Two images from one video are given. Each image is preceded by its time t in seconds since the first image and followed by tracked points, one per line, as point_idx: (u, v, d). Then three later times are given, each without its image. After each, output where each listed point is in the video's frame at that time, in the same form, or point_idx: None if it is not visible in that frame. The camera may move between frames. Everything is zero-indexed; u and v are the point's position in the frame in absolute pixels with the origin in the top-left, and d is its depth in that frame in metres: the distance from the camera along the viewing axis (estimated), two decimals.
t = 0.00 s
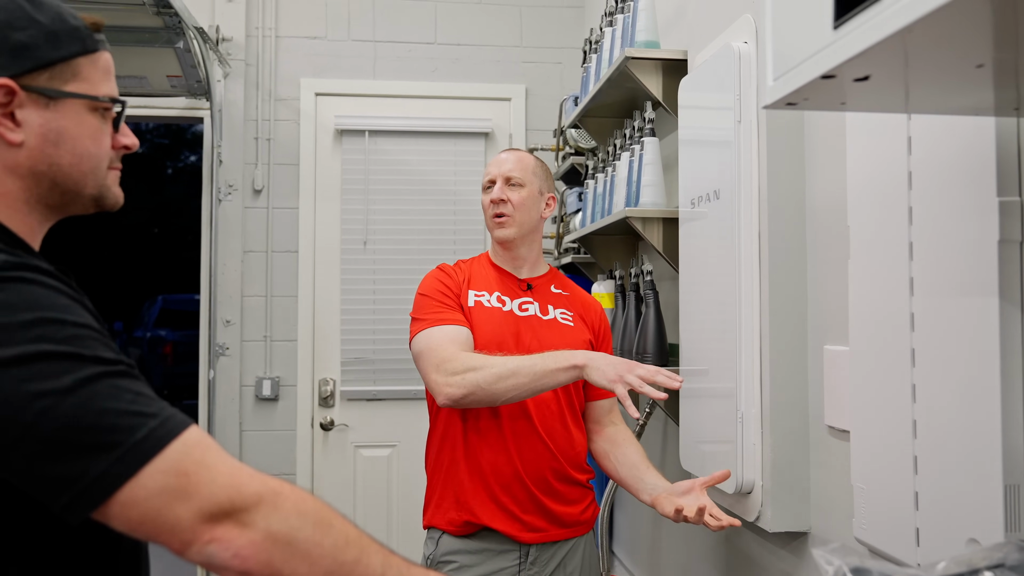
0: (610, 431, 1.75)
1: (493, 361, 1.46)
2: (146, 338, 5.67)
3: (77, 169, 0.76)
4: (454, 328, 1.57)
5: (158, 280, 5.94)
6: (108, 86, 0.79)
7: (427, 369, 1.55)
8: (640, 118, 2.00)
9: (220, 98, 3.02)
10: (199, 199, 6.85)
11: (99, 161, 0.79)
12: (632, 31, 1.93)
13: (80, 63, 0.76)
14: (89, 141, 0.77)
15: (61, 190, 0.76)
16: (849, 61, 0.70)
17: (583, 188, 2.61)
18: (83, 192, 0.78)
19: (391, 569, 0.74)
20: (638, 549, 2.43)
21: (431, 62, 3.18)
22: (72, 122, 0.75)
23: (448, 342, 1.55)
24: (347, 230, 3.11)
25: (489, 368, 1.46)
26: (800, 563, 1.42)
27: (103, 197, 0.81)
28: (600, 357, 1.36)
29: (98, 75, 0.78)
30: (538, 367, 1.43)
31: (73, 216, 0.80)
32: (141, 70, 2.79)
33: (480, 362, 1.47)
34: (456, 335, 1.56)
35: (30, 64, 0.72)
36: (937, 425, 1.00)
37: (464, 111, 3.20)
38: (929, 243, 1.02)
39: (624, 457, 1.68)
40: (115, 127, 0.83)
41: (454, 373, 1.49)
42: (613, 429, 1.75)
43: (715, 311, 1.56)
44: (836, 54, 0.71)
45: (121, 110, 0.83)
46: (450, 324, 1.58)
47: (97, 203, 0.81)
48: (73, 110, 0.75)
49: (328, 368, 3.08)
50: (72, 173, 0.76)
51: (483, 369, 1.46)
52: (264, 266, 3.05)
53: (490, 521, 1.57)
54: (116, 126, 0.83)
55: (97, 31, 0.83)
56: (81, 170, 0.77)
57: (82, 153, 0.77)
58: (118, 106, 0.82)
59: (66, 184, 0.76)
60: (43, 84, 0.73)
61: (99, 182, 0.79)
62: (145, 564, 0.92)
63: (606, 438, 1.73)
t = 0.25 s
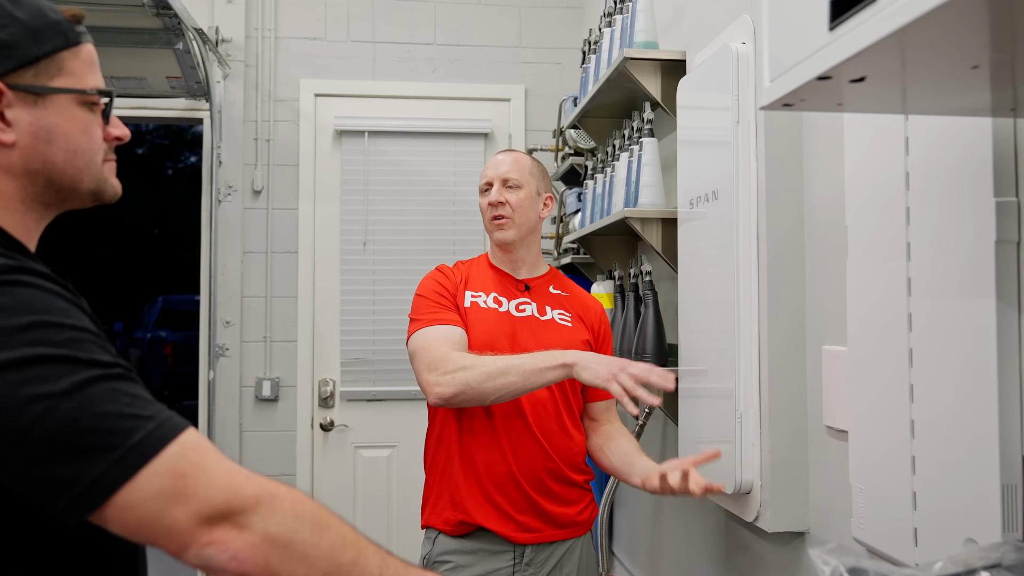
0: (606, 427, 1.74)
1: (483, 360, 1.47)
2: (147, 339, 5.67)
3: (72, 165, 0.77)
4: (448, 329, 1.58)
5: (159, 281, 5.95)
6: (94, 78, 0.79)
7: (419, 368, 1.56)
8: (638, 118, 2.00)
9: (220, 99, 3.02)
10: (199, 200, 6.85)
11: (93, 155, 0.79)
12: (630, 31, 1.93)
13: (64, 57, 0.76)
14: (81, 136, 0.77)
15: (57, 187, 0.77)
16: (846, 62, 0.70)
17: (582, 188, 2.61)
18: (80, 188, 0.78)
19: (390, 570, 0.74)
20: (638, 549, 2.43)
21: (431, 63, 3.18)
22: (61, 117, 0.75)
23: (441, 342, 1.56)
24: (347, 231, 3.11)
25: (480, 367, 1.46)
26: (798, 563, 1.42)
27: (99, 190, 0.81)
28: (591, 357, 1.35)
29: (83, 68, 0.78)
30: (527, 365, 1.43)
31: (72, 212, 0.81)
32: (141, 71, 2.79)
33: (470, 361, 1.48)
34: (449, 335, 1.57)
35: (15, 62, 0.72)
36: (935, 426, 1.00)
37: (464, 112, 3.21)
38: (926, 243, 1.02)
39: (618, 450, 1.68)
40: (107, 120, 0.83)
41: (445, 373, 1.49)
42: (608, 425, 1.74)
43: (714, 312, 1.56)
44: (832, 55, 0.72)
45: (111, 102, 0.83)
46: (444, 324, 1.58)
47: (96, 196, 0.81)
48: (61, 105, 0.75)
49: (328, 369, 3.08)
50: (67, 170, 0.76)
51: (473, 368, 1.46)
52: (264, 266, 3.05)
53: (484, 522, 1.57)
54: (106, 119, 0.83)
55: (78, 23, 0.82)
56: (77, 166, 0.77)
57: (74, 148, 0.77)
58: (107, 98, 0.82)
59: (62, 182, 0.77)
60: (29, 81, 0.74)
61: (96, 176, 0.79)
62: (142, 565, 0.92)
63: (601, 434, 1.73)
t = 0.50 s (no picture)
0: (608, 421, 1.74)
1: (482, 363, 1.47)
2: (147, 338, 5.68)
3: (77, 176, 0.77)
4: (447, 331, 1.58)
5: (159, 280, 5.95)
6: (114, 94, 0.80)
7: (419, 371, 1.56)
8: (640, 119, 2.00)
9: (221, 99, 3.02)
10: (199, 200, 6.85)
11: (99, 170, 0.79)
12: (632, 31, 1.93)
13: (89, 69, 0.77)
14: (91, 148, 0.77)
15: (60, 195, 0.76)
16: (847, 62, 0.70)
17: (583, 189, 2.61)
18: (81, 199, 0.78)
19: (391, 570, 0.74)
20: (638, 549, 2.43)
21: (431, 63, 3.18)
22: (75, 128, 0.76)
23: (440, 344, 1.56)
24: (347, 231, 3.12)
25: (478, 370, 1.46)
26: (799, 564, 1.42)
27: (101, 206, 0.81)
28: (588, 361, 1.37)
29: (106, 83, 0.79)
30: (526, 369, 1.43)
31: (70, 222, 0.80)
32: (142, 70, 2.79)
33: (468, 365, 1.48)
34: (449, 338, 1.57)
35: (38, 67, 0.73)
36: (936, 427, 1.00)
37: (465, 112, 3.21)
38: (927, 243, 1.03)
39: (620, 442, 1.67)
40: (120, 137, 0.84)
41: (443, 376, 1.50)
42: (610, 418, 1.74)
43: (715, 312, 1.56)
44: (834, 55, 0.72)
45: (128, 120, 0.84)
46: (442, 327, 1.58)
47: (96, 210, 0.81)
48: (77, 116, 0.76)
49: (328, 369, 3.08)
50: (73, 179, 0.76)
51: (471, 372, 1.47)
52: (265, 266, 3.06)
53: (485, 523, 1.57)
54: (120, 136, 0.84)
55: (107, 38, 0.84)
56: (82, 177, 0.77)
57: (81, 159, 0.77)
58: (125, 115, 0.83)
59: (65, 190, 0.76)
60: (49, 88, 0.74)
61: (99, 190, 0.79)
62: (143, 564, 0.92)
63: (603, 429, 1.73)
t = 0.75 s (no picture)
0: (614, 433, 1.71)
1: (469, 379, 1.45)
2: (148, 339, 5.68)
3: (86, 187, 0.76)
4: (444, 338, 1.57)
5: (160, 281, 5.96)
6: (135, 110, 0.80)
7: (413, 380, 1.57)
8: (641, 119, 2.00)
9: (222, 99, 3.02)
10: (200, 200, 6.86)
11: (109, 184, 0.78)
12: (633, 31, 1.92)
13: (112, 83, 0.77)
14: (104, 160, 0.77)
15: (68, 203, 0.76)
16: (849, 60, 0.70)
17: (584, 189, 2.61)
18: (89, 210, 0.77)
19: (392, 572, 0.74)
20: (639, 549, 2.43)
21: (432, 63, 3.18)
22: (90, 139, 0.75)
23: (432, 353, 1.55)
24: (348, 231, 3.11)
25: (465, 385, 1.45)
26: (801, 565, 1.42)
27: (108, 218, 0.80)
28: (572, 382, 1.31)
29: (127, 98, 0.78)
30: (511, 386, 1.40)
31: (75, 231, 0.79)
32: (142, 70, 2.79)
33: (456, 380, 1.47)
34: (442, 348, 1.56)
35: (61, 75, 0.72)
36: (939, 427, 0.99)
37: (466, 112, 3.21)
38: (930, 243, 1.02)
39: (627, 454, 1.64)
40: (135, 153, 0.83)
41: (433, 389, 1.49)
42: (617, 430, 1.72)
43: (716, 312, 1.56)
44: (836, 54, 0.71)
45: (144, 136, 0.84)
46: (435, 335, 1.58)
47: (101, 222, 0.80)
48: (93, 128, 0.75)
49: (329, 369, 3.08)
50: (83, 189, 0.76)
51: (459, 387, 1.46)
52: (266, 266, 3.05)
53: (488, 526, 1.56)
54: (135, 152, 0.83)
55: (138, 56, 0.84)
56: (91, 187, 0.76)
57: (93, 170, 0.76)
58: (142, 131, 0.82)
59: (73, 200, 0.76)
60: (70, 97, 0.73)
61: (107, 202, 0.78)
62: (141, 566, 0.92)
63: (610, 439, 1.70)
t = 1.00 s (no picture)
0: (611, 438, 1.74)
1: (445, 420, 1.48)
2: (149, 339, 5.69)
3: (84, 176, 0.76)
4: (436, 355, 1.61)
5: (161, 282, 5.97)
6: (124, 96, 0.79)
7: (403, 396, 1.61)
8: (641, 118, 2.00)
9: (222, 99, 3.01)
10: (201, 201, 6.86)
11: (107, 171, 0.78)
12: (632, 30, 1.92)
13: (97, 70, 0.76)
14: (98, 149, 0.77)
15: (67, 196, 0.76)
16: (849, 59, 0.70)
17: (584, 188, 2.61)
18: (88, 200, 0.77)
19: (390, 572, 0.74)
20: (640, 550, 2.42)
21: (432, 63, 3.18)
22: (82, 129, 0.75)
23: (420, 374, 1.59)
24: (349, 231, 3.11)
25: (441, 426, 1.48)
26: (801, 565, 1.42)
27: (109, 207, 0.80)
28: (535, 465, 1.35)
29: (114, 84, 0.78)
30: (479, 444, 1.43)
31: (76, 223, 0.79)
32: (143, 70, 2.79)
33: (434, 415, 1.50)
34: (429, 372, 1.60)
35: (45, 66, 0.72)
36: (940, 426, 0.99)
37: (466, 112, 3.20)
38: (931, 242, 1.02)
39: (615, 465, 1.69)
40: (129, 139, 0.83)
41: (415, 417, 1.53)
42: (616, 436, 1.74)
43: (717, 312, 1.56)
44: (835, 51, 0.71)
45: (137, 122, 0.83)
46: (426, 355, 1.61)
47: (103, 211, 0.80)
48: (83, 117, 0.75)
49: (330, 369, 3.08)
50: (80, 181, 0.76)
51: (436, 426, 1.49)
52: (266, 267, 3.05)
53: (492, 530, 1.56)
54: (130, 137, 0.82)
55: (121, 40, 0.83)
56: (88, 178, 0.76)
57: (89, 160, 0.76)
58: (133, 117, 0.82)
59: (71, 191, 0.76)
60: (56, 89, 0.73)
61: (107, 190, 0.78)
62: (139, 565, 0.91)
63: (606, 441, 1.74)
